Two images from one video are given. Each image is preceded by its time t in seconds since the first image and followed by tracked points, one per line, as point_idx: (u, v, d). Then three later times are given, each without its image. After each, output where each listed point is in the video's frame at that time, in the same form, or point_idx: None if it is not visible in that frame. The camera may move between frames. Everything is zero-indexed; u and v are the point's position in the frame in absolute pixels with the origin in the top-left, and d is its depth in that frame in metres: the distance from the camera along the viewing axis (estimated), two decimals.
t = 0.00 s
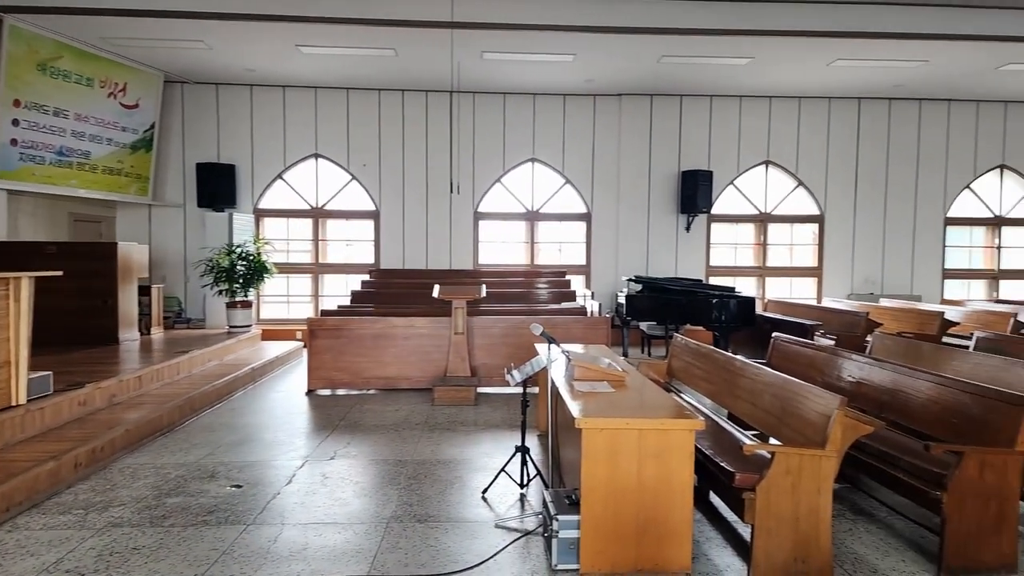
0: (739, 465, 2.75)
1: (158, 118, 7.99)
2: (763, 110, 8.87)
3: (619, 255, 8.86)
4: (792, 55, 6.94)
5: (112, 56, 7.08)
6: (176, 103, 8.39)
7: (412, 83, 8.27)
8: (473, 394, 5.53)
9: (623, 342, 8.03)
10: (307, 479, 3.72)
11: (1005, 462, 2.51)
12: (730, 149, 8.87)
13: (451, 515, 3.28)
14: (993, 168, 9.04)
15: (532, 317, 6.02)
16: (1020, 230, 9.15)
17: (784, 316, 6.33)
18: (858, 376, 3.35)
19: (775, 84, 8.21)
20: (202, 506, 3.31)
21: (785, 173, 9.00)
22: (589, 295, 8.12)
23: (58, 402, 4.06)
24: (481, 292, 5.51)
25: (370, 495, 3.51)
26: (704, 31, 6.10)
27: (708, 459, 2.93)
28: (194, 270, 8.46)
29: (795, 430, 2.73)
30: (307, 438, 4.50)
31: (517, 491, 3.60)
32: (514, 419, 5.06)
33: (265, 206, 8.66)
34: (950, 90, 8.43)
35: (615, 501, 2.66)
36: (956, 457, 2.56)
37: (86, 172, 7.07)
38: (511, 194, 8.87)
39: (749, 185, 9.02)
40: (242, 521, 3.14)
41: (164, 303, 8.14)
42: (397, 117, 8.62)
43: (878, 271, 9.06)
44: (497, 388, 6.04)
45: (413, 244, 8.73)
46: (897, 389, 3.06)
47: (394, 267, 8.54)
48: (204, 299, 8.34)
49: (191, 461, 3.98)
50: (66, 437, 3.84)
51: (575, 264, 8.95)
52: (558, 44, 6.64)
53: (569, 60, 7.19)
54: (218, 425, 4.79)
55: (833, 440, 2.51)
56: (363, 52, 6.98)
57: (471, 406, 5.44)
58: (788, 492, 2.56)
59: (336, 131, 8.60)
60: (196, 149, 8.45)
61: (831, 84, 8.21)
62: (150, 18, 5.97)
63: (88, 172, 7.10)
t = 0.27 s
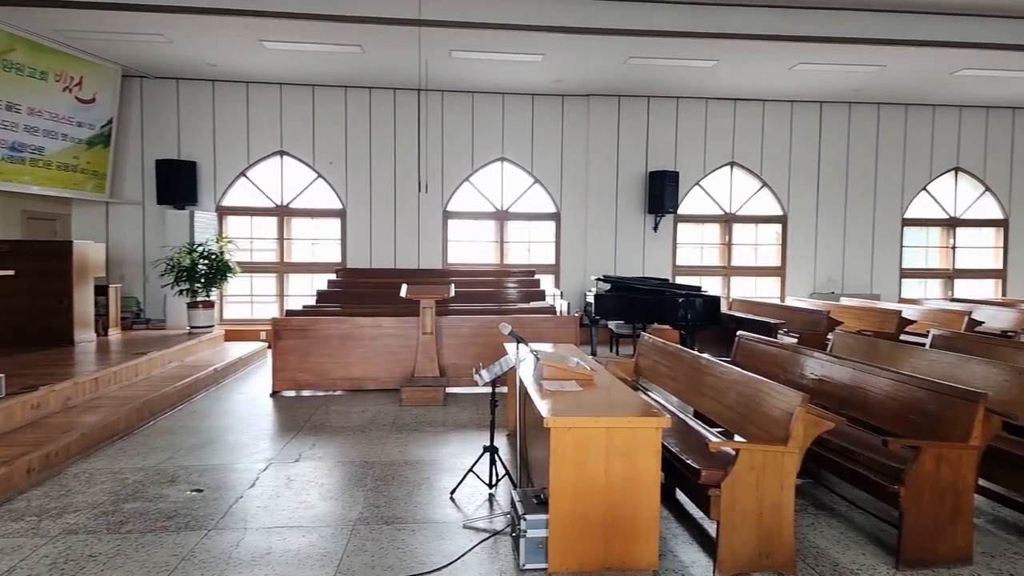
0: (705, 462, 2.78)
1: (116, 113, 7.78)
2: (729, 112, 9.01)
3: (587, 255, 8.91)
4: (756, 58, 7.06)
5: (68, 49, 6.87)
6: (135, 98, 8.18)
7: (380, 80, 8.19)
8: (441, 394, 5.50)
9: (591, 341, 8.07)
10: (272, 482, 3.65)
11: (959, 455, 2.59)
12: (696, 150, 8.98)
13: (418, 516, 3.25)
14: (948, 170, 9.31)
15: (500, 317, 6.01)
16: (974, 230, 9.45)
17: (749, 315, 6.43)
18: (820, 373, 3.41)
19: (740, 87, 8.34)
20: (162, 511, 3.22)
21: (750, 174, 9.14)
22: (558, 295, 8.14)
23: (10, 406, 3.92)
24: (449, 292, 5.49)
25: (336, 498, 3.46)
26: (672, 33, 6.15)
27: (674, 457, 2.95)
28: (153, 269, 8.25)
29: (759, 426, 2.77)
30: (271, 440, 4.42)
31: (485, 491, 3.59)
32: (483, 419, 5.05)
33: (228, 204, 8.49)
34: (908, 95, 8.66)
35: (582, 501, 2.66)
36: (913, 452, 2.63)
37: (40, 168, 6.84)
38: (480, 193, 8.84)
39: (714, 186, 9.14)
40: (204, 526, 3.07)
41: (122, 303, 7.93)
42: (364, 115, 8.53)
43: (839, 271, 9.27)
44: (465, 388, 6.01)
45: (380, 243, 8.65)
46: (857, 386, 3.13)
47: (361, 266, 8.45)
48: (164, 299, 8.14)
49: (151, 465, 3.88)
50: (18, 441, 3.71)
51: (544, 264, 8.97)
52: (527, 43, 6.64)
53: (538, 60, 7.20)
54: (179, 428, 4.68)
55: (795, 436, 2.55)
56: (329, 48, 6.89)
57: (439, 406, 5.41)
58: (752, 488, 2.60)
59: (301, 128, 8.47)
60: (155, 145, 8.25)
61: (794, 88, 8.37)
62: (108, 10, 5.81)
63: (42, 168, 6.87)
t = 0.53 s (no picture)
0: (675, 460, 2.79)
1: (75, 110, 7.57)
2: (697, 114, 9.11)
3: (559, 255, 8.93)
4: (723, 60, 7.15)
5: (25, 43, 6.66)
6: (95, 95, 7.97)
7: (349, 79, 8.11)
8: (413, 395, 5.47)
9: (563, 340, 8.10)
10: (238, 486, 3.59)
11: (920, 451, 2.65)
12: (666, 151, 9.07)
13: (389, 519, 3.22)
14: (909, 172, 9.55)
15: (472, 317, 5.99)
16: (933, 231, 9.70)
17: (718, 314, 6.51)
18: (786, 371, 3.47)
19: (708, 89, 8.44)
20: (124, 518, 3.14)
21: (718, 175, 9.27)
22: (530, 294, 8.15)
23: None
24: (421, 292, 5.45)
25: (305, 501, 3.41)
26: (641, 35, 6.19)
27: (644, 455, 2.97)
28: (115, 270, 8.05)
29: (727, 424, 2.81)
30: (238, 444, 4.34)
31: (457, 492, 3.57)
32: (454, 420, 5.03)
33: (192, 203, 8.33)
34: (871, 98, 8.87)
35: (554, 501, 2.66)
36: (875, 448, 2.69)
37: None
38: (451, 193, 8.80)
39: (683, 187, 9.24)
40: (168, 533, 3.00)
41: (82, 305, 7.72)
42: (333, 113, 8.44)
43: (804, 270, 9.45)
44: (436, 389, 5.98)
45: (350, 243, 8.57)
46: (822, 383, 3.18)
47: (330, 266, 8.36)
48: (126, 301, 7.95)
49: (113, 471, 3.78)
50: None
51: (516, 264, 8.97)
52: (499, 43, 6.63)
53: (509, 60, 7.20)
54: (142, 432, 4.57)
55: (762, 434, 2.59)
56: (297, 45, 6.80)
57: (410, 408, 5.38)
58: (721, 485, 2.63)
59: (268, 126, 8.34)
60: (116, 143, 8.05)
61: (760, 90, 8.50)
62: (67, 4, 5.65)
63: None
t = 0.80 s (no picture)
0: (645, 457, 2.82)
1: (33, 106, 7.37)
2: (668, 115, 9.20)
3: (532, 255, 8.95)
4: (693, 62, 7.23)
5: None
6: (55, 90, 7.76)
7: (319, 76, 8.02)
8: (384, 396, 5.43)
9: (536, 339, 8.11)
10: (205, 490, 3.52)
11: (882, 445, 2.70)
12: (637, 152, 9.14)
13: (359, 520, 3.19)
14: (873, 173, 9.76)
15: (444, 317, 5.97)
16: (896, 230, 9.93)
17: (688, 313, 6.58)
18: (754, 368, 3.52)
19: (678, 90, 8.53)
20: (86, 523, 3.07)
21: (688, 175, 9.36)
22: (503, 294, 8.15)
23: None
24: (391, 292, 5.41)
25: (274, 504, 3.37)
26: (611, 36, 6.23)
27: (615, 453, 2.99)
28: (76, 270, 7.86)
29: (696, 421, 2.84)
30: (205, 447, 4.26)
31: (429, 493, 3.56)
32: (426, 420, 5.00)
33: (157, 202, 8.16)
34: (836, 101, 9.05)
35: (525, 500, 2.66)
36: (839, 443, 2.74)
37: None
38: (423, 192, 8.76)
39: (654, 187, 9.32)
40: (132, 538, 2.94)
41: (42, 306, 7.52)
42: (302, 111, 8.34)
43: (773, 269, 9.60)
44: (408, 389, 5.94)
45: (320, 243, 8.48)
46: (789, 380, 3.23)
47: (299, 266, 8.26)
48: (88, 302, 7.76)
49: (74, 476, 3.69)
50: None
51: (488, 264, 8.96)
52: (469, 42, 6.62)
53: (480, 59, 7.19)
54: (105, 436, 4.47)
55: (730, 430, 2.62)
56: (265, 42, 6.71)
57: (381, 409, 5.34)
58: (689, 481, 2.65)
59: (236, 124, 8.22)
60: (77, 140, 7.86)
61: (729, 92, 8.62)
62: None
63: None
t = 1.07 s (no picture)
0: (614, 455, 2.83)
1: None
2: (638, 115, 9.28)
3: (504, 254, 8.95)
4: (662, 63, 7.30)
5: None
6: (12, 84, 7.54)
7: (287, 73, 7.92)
8: (353, 397, 5.37)
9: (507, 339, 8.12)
10: (168, 494, 3.45)
11: (844, 440, 2.75)
12: (608, 152, 9.20)
13: (327, 523, 3.16)
14: (837, 174, 9.96)
15: (415, 317, 5.94)
16: (860, 230, 10.15)
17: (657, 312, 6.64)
18: (721, 366, 3.57)
19: (647, 91, 8.60)
20: (43, 530, 2.98)
21: (658, 176, 9.45)
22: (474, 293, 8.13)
23: None
24: (361, 292, 5.36)
25: (240, 508, 3.31)
26: (581, 36, 6.26)
27: (585, 451, 3.00)
28: (34, 270, 7.64)
29: (665, 419, 2.86)
30: (169, 450, 4.18)
31: (398, 494, 3.53)
32: (396, 421, 4.97)
33: (119, 200, 7.98)
34: (802, 103, 9.21)
35: (494, 500, 2.66)
36: (803, 439, 2.78)
37: None
38: (393, 191, 8.70)
39: (625, 187, 9.39)
40: (91, 544, 2.86)
41: None
42: (270, 109, 8.22)
43: (741, 268, 9.75)
44: (378, 390, 5.90)
45: (289, 242, 8.37)
46: (755, 378, 3.28)
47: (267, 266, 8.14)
48: (47, 303, 7.55)
49: (31, 482, 3.58)
50: None
51: (460, 263, 8.94)
52: (440, 41, 6.59)
53: (451, 58, 7.17)
54: (64, 440, 4.35)
55: (697, 428, 2.65)
56: (231, 38, 6.59)
57: (350, 410, 5.29)
58: (658, 478, 2.67)
59: (201, 121, 8.07)
60: (36, 136, 7.65)
61: (698, 93, 8.71)
62: None
63: None
